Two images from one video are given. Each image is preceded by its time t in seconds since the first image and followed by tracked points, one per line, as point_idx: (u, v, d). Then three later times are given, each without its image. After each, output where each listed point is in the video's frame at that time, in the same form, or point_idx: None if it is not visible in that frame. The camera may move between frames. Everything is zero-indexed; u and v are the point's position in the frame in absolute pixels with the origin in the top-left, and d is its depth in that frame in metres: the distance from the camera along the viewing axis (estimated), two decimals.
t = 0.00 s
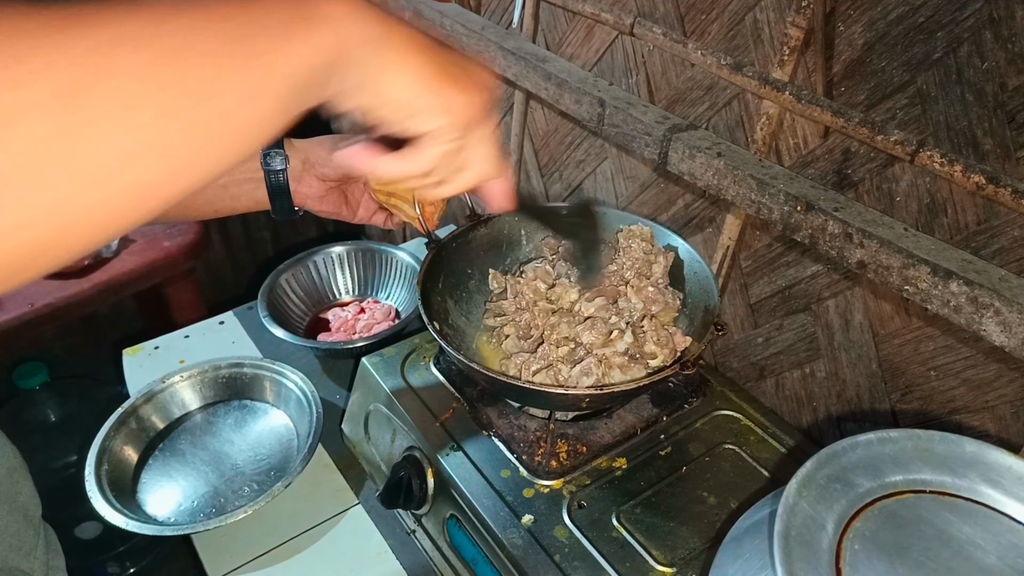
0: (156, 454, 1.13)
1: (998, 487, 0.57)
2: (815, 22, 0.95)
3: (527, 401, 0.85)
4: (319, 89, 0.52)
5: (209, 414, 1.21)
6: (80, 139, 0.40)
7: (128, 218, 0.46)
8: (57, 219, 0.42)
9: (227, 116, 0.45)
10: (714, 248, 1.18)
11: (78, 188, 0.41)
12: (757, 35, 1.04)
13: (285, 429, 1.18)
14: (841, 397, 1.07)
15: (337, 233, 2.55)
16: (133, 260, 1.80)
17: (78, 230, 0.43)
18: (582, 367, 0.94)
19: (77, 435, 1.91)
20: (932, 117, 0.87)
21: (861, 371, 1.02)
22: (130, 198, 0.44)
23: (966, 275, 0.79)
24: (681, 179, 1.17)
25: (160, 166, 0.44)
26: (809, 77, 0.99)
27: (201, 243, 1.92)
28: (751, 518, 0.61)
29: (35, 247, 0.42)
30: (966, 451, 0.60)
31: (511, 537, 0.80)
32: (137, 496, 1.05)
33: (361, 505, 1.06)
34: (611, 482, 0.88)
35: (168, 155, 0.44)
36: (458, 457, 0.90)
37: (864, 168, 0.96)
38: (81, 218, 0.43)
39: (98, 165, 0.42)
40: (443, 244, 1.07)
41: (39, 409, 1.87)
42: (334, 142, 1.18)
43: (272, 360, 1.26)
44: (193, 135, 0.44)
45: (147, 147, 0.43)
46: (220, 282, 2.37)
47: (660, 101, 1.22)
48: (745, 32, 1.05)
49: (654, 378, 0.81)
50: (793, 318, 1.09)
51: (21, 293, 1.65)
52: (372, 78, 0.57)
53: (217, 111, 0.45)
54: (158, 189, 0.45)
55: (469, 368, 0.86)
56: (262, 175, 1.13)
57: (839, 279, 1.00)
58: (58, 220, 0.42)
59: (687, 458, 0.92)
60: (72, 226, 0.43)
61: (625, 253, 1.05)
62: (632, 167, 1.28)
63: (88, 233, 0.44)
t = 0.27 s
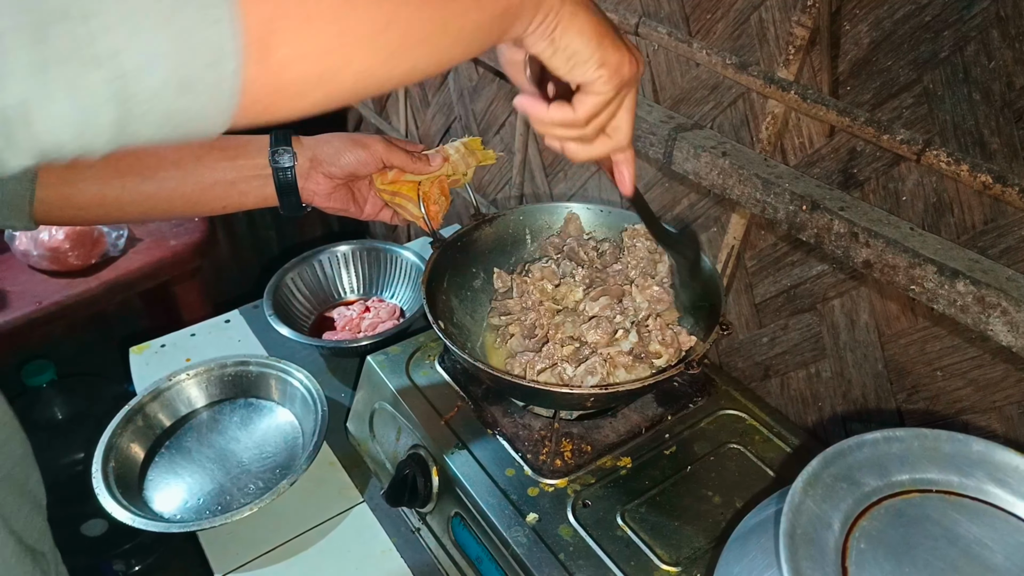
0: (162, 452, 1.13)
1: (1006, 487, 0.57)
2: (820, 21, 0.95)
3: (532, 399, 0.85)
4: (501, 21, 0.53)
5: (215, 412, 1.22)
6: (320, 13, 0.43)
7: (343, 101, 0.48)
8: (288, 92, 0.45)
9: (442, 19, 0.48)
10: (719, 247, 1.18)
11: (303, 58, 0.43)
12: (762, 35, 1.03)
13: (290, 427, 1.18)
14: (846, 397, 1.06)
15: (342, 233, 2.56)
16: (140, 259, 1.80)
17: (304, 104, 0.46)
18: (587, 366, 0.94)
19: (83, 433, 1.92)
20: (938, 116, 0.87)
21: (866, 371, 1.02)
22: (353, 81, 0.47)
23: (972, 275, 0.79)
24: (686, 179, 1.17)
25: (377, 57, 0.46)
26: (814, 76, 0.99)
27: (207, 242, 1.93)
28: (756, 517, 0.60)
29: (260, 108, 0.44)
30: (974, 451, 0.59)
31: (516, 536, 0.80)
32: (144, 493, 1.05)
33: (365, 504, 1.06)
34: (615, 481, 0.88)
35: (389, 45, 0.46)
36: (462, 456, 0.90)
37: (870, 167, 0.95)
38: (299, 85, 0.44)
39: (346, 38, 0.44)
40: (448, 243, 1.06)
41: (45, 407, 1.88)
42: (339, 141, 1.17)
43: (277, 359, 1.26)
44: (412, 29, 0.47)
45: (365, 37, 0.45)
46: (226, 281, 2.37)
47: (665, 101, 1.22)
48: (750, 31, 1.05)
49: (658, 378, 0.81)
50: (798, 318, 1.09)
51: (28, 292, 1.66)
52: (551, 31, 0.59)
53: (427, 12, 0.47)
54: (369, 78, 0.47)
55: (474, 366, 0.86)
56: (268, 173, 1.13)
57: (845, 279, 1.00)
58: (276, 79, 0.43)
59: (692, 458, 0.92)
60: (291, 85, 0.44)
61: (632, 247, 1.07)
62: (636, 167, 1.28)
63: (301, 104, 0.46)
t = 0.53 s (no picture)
0: (167, 453, 1.14)
1: (1006, 488, 0.58)
2: (822, 26, 0.96)
3: (536, 401, 0.86)
4: (360, 44, 0.69)
5: (219, 413, 1.22)
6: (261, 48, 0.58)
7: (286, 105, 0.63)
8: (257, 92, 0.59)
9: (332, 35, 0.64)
10: (722, 250, 1.19)
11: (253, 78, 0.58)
12: (765, 39, 1.04)
13: (293, 429, 1.19)
14: (849, 400, 1.07)
15: (346, 235, 2.57)
16: (145, 260, 1.82)
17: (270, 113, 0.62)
18: (591, 368, 0.94)
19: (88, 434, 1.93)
20: (939, 120, 0.88)
21: (869, 373, 1.03)
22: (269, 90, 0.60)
23: (973, 278, 0.79)
24: (689, 182, 1.18)
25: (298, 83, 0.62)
26: (816, 81, 1.00)
27: (212, 243, 1.94)
28: (757, 519, 0.61)
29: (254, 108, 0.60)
30: (974, 452, 0.60)
31: (520, 537, 0.80)
32: (148, 494, 1.06)
33: (370, 505, 1.07)
34: (619, 483, 0.88)
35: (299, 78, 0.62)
36: (466, 457, 0.90)
37: (871, 171, 0.96)
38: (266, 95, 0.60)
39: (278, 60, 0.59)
40: (452, 245, 1.07)
41: (50, 408, 1.89)
42: (345, 144, 1.18)
43: (281, 360, 1.27)
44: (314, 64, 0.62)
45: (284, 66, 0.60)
46: (230, 283, 2.38)
47: (668, 105, 1.23)
48: (752, 36, 1.06)
49: (662, 379, 0.82)
50: (801, 321, 1.10)
51: (34, 293, 1.68)
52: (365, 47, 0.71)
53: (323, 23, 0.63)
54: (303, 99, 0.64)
55: (478, 367, 0.87)
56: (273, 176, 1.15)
57: (847, 282, 1.01)
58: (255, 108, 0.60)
59: (695, 460, 0.92)
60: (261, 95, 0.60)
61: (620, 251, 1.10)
62: (640, 170, 1.28)
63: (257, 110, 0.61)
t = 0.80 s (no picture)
0: (170, 461, 1.15)
1: (1007, 496, 0.58)
2: (823, 38, 0.97)
3: (538, 409, 0.86)
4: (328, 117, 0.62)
5: (223, 422, 1.23)
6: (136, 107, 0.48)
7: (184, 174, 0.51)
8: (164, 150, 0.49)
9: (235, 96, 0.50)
10: (724, 260, 1.19)
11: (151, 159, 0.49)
12: (766, 51, 1.05)
13: (297, 437, 1.19)
14: (852, 410, 1.07)
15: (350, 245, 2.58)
16: (150, 269, 1.83)
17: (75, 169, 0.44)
18: (602, 377, 0.94)
19: (91, 443, 1.94)
20: (939, 131, 0.88)
21: (872, 383, 1.03)
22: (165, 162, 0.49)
23: (975, 288, 0.80)
24: (692, 192, 1.19)
25: (172, 154, 0.47)
26: (817, 92, 1.01)
27: (217, 253, 1.95)
28: (759, 527, 0.61)
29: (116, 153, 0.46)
30: (975, 460, 0.60)
31: (522, 546, 0.80)
32: (150, 502, 1.06)
33: (372, 514, 1.07)
34: (621, 491, 0.88)
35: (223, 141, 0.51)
36: (469, 465, 0.91)
37: (873, 181, 0.97)
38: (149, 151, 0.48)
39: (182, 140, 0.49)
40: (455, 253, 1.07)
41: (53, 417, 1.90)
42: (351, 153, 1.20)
43: (286, 369, 1.28)
44: (198, 119, 0.47)
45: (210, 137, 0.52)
46: (235, 292, 2.40)
47: (671, 116, 1.24)
48: (753, 48, 1.07)
49: (663, 388, 0.82)
50: (804, 330, 1.10)
51: (40, 301, 1.69)
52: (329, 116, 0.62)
53: (218, 80, 0.48)
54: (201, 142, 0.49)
55: (481, 375, 0.87)
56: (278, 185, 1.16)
57: (850, 292, 1.01)
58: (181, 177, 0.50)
59: (698, 468, 0.92)
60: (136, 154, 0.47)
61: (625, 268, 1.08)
62: (643, 180, 1.29)
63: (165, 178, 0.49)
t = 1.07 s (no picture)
0: (173, 472, 1.15)
1: (1006, 506, 0.58)
2: (823, 55, 0.98)
3: (540, 419, 0.87)
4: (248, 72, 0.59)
5: (227, 433, 1.23)
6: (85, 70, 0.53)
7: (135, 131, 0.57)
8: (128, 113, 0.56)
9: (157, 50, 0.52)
10: (727, 274, 1.20)
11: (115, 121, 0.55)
12: (767, 68, 1.07)
13: (301, 448, 1.20)
14: (855, 424, 1.07)
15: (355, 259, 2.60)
16: (156, 281, 1.84)
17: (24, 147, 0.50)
18: (604, 388, 0.95)
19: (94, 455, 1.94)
20: (938, 147, 0.90)
21: (874, 398, 1.03)
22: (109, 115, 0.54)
23: (975, 302, 0.80)
24: (694, 207, 1.20)
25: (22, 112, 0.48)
26: (818, 107, 1.02)
27: (222, 266, 1.97)
28: (760, 536, 0.61)
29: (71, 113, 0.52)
30: (974, 470, 0.60)
31: (524, 556, 0.80)
32: (154, 512, 1.06)
33: (375, 525, 1.07)
34: (623, 502, 0.88)
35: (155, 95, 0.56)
36: (471, 475, 0.91)
37: (873, 196, 0.98)
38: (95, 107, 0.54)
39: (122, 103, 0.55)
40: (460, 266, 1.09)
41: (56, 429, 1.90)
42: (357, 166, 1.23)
43: (290, 380, 1.29)
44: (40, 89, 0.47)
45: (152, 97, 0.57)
46: (239, 305, 2.41)
47: (673, 131, 1.26)
48: (755, 65, 1.09)
49: (665, 399, 0.83)
50: (806, 344, 1.10)
51: (46, 312, 1.70)
52: (283, 49, 0.59)
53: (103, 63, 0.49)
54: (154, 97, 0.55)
55: (484, 386, 0.88)
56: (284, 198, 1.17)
57: (851, 306, 1.01)
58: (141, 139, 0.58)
59: (700, 480, 0.93)
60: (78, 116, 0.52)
61: (627, 286, 1.09)
62: (646, 195, 1.31)
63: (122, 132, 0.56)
